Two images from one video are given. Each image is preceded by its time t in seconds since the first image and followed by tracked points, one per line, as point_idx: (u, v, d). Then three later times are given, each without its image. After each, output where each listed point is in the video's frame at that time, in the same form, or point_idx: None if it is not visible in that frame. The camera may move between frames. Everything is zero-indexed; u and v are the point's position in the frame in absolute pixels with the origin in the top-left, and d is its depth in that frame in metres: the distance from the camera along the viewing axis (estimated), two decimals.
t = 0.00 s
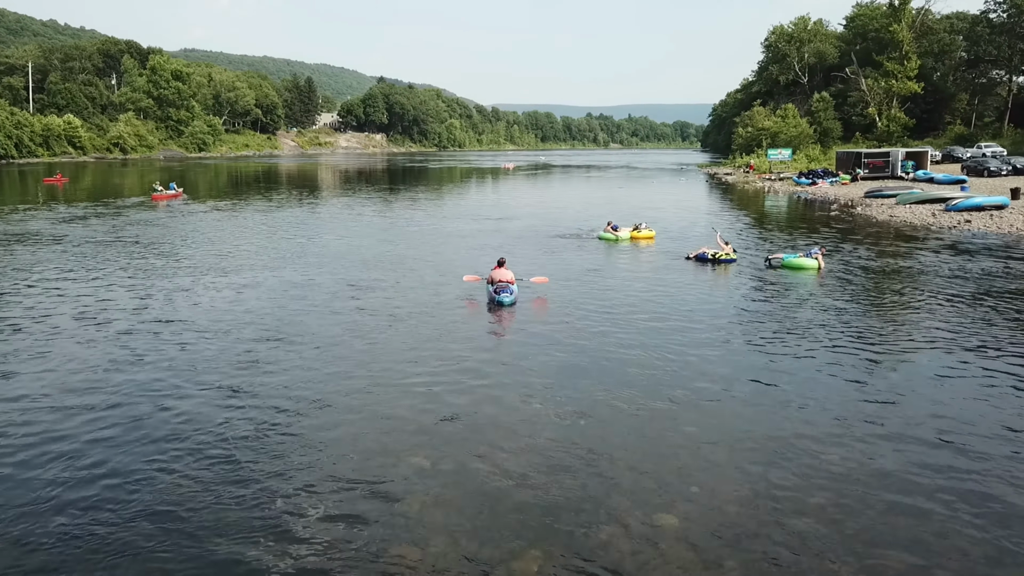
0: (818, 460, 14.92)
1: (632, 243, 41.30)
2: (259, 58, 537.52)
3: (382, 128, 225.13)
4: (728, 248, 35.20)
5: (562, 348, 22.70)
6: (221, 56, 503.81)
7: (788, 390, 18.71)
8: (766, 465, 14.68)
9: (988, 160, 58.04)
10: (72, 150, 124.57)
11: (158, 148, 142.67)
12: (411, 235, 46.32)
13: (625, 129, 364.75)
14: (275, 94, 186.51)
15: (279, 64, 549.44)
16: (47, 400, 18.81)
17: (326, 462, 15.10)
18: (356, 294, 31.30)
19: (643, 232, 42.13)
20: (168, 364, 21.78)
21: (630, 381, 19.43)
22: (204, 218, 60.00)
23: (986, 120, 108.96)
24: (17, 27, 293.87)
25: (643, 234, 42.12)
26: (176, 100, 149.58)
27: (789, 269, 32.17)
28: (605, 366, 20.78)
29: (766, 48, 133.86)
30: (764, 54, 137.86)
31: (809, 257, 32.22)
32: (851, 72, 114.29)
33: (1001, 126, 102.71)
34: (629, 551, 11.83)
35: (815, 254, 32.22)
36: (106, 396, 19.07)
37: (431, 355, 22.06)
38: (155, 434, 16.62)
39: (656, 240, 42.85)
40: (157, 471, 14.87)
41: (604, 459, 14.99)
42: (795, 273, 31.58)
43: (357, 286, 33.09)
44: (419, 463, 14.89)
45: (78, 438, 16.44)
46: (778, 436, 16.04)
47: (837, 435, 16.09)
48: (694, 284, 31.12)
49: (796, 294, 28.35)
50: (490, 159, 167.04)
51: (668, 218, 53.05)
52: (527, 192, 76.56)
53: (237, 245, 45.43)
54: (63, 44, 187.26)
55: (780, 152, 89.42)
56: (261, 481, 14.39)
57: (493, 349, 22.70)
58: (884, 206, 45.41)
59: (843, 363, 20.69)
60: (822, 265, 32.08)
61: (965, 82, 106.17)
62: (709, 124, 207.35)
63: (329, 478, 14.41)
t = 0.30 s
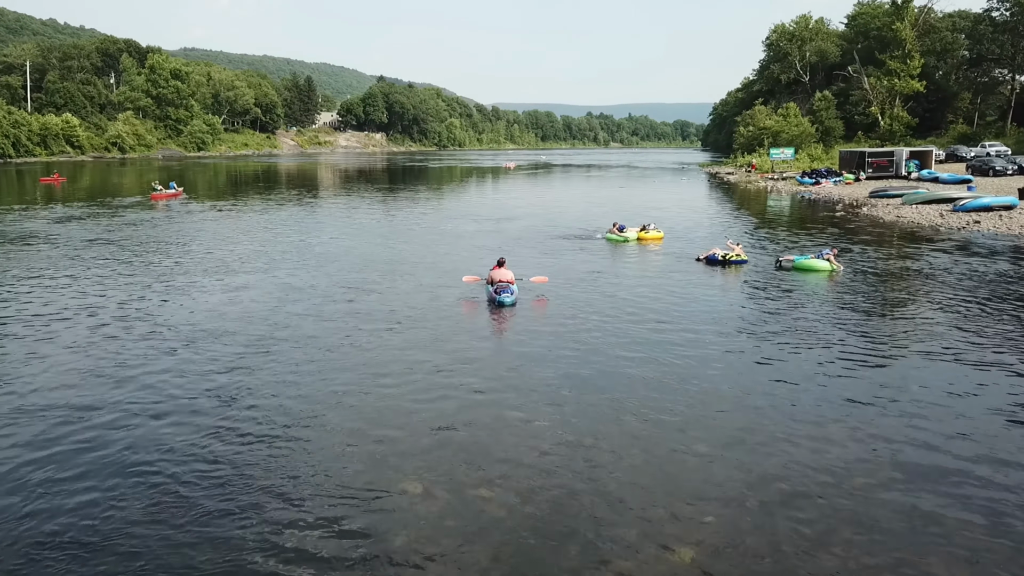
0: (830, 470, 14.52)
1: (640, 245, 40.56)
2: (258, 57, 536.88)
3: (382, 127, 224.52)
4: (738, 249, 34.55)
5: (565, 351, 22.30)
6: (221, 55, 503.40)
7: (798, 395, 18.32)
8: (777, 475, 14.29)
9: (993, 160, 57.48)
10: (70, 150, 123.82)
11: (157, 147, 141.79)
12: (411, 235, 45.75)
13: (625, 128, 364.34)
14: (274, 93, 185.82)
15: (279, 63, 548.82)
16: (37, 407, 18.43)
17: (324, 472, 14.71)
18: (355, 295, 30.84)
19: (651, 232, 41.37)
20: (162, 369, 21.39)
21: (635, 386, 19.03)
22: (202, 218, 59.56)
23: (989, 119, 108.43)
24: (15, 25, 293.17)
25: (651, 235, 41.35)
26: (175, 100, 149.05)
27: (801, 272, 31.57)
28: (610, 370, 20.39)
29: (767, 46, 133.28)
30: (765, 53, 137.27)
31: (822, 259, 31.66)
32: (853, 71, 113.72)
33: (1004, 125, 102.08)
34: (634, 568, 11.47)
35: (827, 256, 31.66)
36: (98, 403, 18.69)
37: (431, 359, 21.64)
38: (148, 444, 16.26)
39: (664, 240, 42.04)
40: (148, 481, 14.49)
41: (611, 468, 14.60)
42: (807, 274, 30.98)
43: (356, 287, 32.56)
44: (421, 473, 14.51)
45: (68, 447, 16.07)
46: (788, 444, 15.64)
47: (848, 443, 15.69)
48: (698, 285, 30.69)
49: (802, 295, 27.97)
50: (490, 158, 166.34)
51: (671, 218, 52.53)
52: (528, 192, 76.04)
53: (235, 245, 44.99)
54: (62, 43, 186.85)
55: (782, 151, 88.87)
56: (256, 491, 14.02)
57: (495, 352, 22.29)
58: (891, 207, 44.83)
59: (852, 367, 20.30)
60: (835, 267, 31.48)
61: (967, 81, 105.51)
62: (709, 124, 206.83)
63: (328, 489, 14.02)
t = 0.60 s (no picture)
0: (845, 484, 14.02)
1: (646, 245, 39.84)
2: (258, 55, 536.23)
3: (381, 126, 223.76)
4: (750, 249, 33.80)
5: (567, 355, 21.76)
6: (220, 53, 502.84)
7: (806, 402, 17.87)
8: (789, 490, 13.83)
9: (998, 159, 56.95)
10: (68, 149, 123.10)
11: (155, 146, 140.86)
12: (411, 235, 45.23)
13: (625, 127, 363.50)
14: (274, 91, 185.05)
15: (279, 62, 548.33)
16: (25, 416, 18.00)
17: (321, 487, 14.28)
18: (354, 296, 30.30)
19: (658, 232, 40.50)
20: (155, 375, 20.92)
21: (640, 392, 18.57)
22: (200, 217, 59.11)
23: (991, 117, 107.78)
24: (14, 24, 292.81)
25: (657, 235, 40.57)
26: (173, 98, 148.55)
27: (811, 273, 30.98)
28: (615, 375, 19.91)
29: (768, 44, 132.72)
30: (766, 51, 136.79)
31: (833, 260, 31.03)
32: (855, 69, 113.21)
33: (1006, 123, 101.38)
34: None
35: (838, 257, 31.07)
36: (86, 412, 18.20)
37: (431, 365, 21.12)
38: (137, 456, 15.84)
39: (671, 241, 41.26)
40: (138, 499, 14.00)
41: (619, 480, 14.15)
42: (817, 276, 30.39)
43: (354, 287, 32.09)
44: (421, 487, 14.06)
45: (55, 460, 15.59)
46: (798, 456, 15.17)
47: (856, 452, 15.35)
48: (703, 285, 30.17)
49: (808, 296, 27.49)
50: (489, 157, 165.62)
51: (673, 218, 51.97)
52: (529, 191, 75.50)
53: (233, 245, 44.48)
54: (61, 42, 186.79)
55: (784, 150, 88.28)
56: (248, 508, 13.61)
57: (496, 356, 21.81)
58: (896, 207, 44.27)
59: (861, 372, 19.84)
60: (846, 269, 30.85)
61: (970, 80, 104.86)
62: (710, 122, 206.25)
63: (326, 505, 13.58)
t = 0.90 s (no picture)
0: (857, 493, 13.69)
1: (653, 245, 39.26)
2: (258, 54, 535.55)
3: (381, 126, 223.21)
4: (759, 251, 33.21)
5: (571, 359, 21.39)
6: (220, 53, 502.54)
7: (816, 407, 17.52)
8: (801, 498, 13.55)
9: (1002, 159, 56.54)
10: (66, 149, 122.65)
11: (154, 145, 140.48)
12: (411, 236, 44.77)
13: (625, 127, 362.94)
14: (273, 91, 184.74)
15: (278, 61, 547.89)
16: (16, 421, 17.61)
17: (321, 495, 13.92)
18: (354, 298, 29.93)
19: (664, 233, 39.91)
20: (151, 379, 20.56)
21: (646, 397, 18.23)
22: (198, 217, 58.69)
23: (992, 117, 107.34)
24: (14, 24, 292.48)
25: (664, 236, 39.94)
26: (172, 98, 148.09)
27: (820, 274, 30.55)
28: (620, 379, 19.57)
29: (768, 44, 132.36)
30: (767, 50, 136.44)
31: (842, 261, 30.50)
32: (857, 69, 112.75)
33: (1008, 122, 100.90)
34: None
35: (848, 258, 30.51)
36: (81, 416, 17.88)
37: (434, 368, 20.82)
38: (131, 461, 15.51)
39: (678, 241, 40.67)
40: (133, 506, 13.67)
41: (627, 489, 13.80)
42: (826, 278, 29.88)
43: (354, 288, 31.68)
44: (424, 494, 13.72)
45: (47, 467, 15.23)
46: (809, 463, 14.83)
47: (867, 459, 15.01)
48: (707, 286, 29.81)
49: (814, 298, 27.14)
50: (489, 157, 165.23)
51: (675, 218, 51.54)
52: (529, 191, 75.12)
53: (231, 246, 44.06)
54: (60, 42, 186.43)
55: (786, 149, 87.80)
56: (246, 516, 13.28)
57: (498, 360, 21.44)
58: (901, 207, 43.88)
59: (870, 376, 19.49)
60: (855, 270, 30.32)
61: (972, 79, 104.54)
62: (710, 122, 205.90)
63: (328, 514, 13.24)
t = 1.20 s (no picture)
0: (866, 498, 13.44)
1: (659, 246, 38.77)
2: (257, 54, 535.05)
3: (381, 126, 222.75)
4: (769, 252, 32.63)
5: (573, 359, 21.10)
6: (220, 53, 502.04)
7: (828, 411, 17.13)
8: (810, 502, 13.26)
9: (1006, 159, 56.17)
10: (64, 148, 122.27)
11: (153, 145, 140.14)
12: (410, 236, 44.39)
13: (625, 127, 362.68)
14: (272, 90, 184.41)
15: (278, 61, 547.53)
16: (9, 424, 17.24)
17: (322, 502, 13.55)
18: (354, 299, 29.55)
19: (671, 234, 39.38)
20: (147, 381, 20.19)
21: (654, 401, 17.84)
22: (197, 218, 58.33)
23: (993, 116, 106.89)
24: (14, 24, 292.12)
25: (671, 237, 39.41)
26: (171, 97, 147.67)
27: (830, 276, 30.09)
28: (625, 382, 19.20)
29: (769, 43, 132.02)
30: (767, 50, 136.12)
31: (852, 262, 30.05)
32: (858, 68, 112.23)
33: (1010, 122, 100.44)
34: None
35: (858, 259, 29.99)
36: (80, 419, 17.64)
37: (434, 370, 20.53)
38: (128, 465, 15.23)
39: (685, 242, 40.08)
40: (131, 512, 13.41)
41: (637, 495, 13.43)
42: (836, 279, 29.43)
43: (354, 289, 31.35)
44: (428, 501, 13.33)
45: (40, 473, 14.87)
46: (822, 469, 14.46)
47: (876, 463, 14.73)
48: (712, 287, 29.41)
49: (821, 299, 26.74)
50: (489, 157, 164.84)
51: (677, 218, 51.13)
52: (529, 191, 74.74)
53: (230, 246, 43.70)
54: (59, 41, 186.18)
55: (787, 150, 87.40)
56: (245, 523, 13.00)
57: (501, 362, 21.04)
58: (905, 207, 43.51)
59: (877, 378, 19.18)
60: (866, 271, 29.85)
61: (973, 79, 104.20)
62: (710, 121, 205.66)
63: (331, 522, 12.87)
